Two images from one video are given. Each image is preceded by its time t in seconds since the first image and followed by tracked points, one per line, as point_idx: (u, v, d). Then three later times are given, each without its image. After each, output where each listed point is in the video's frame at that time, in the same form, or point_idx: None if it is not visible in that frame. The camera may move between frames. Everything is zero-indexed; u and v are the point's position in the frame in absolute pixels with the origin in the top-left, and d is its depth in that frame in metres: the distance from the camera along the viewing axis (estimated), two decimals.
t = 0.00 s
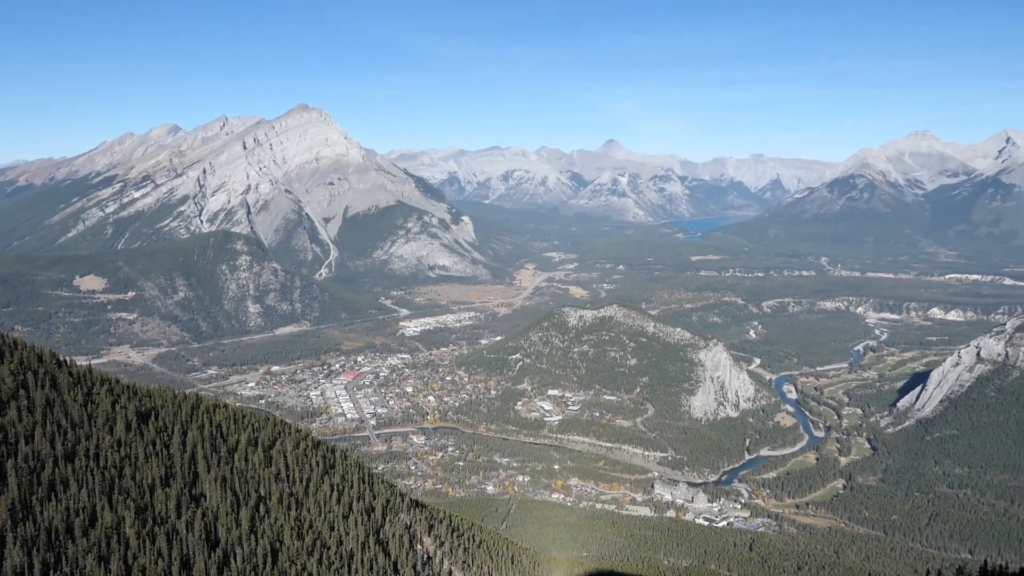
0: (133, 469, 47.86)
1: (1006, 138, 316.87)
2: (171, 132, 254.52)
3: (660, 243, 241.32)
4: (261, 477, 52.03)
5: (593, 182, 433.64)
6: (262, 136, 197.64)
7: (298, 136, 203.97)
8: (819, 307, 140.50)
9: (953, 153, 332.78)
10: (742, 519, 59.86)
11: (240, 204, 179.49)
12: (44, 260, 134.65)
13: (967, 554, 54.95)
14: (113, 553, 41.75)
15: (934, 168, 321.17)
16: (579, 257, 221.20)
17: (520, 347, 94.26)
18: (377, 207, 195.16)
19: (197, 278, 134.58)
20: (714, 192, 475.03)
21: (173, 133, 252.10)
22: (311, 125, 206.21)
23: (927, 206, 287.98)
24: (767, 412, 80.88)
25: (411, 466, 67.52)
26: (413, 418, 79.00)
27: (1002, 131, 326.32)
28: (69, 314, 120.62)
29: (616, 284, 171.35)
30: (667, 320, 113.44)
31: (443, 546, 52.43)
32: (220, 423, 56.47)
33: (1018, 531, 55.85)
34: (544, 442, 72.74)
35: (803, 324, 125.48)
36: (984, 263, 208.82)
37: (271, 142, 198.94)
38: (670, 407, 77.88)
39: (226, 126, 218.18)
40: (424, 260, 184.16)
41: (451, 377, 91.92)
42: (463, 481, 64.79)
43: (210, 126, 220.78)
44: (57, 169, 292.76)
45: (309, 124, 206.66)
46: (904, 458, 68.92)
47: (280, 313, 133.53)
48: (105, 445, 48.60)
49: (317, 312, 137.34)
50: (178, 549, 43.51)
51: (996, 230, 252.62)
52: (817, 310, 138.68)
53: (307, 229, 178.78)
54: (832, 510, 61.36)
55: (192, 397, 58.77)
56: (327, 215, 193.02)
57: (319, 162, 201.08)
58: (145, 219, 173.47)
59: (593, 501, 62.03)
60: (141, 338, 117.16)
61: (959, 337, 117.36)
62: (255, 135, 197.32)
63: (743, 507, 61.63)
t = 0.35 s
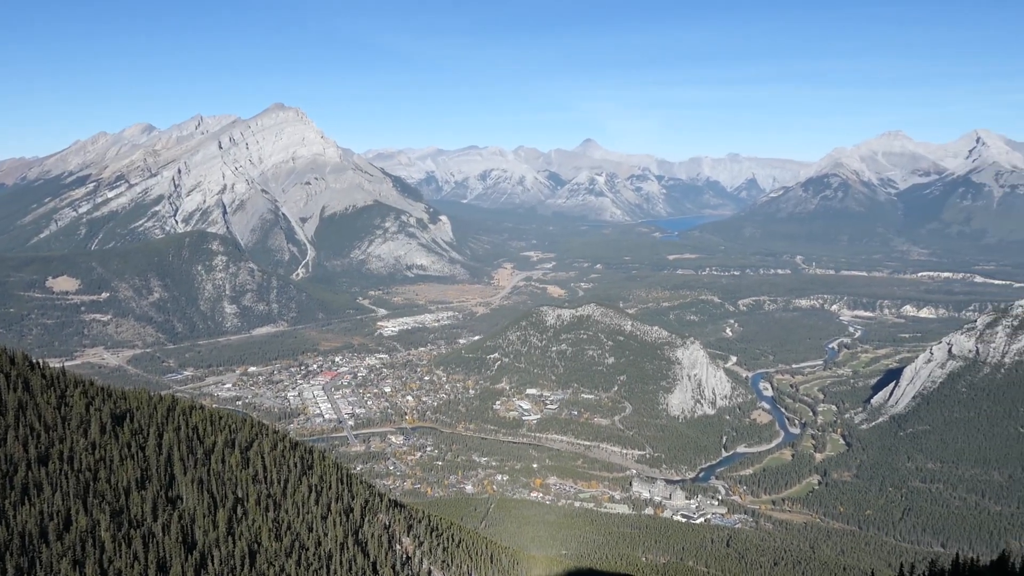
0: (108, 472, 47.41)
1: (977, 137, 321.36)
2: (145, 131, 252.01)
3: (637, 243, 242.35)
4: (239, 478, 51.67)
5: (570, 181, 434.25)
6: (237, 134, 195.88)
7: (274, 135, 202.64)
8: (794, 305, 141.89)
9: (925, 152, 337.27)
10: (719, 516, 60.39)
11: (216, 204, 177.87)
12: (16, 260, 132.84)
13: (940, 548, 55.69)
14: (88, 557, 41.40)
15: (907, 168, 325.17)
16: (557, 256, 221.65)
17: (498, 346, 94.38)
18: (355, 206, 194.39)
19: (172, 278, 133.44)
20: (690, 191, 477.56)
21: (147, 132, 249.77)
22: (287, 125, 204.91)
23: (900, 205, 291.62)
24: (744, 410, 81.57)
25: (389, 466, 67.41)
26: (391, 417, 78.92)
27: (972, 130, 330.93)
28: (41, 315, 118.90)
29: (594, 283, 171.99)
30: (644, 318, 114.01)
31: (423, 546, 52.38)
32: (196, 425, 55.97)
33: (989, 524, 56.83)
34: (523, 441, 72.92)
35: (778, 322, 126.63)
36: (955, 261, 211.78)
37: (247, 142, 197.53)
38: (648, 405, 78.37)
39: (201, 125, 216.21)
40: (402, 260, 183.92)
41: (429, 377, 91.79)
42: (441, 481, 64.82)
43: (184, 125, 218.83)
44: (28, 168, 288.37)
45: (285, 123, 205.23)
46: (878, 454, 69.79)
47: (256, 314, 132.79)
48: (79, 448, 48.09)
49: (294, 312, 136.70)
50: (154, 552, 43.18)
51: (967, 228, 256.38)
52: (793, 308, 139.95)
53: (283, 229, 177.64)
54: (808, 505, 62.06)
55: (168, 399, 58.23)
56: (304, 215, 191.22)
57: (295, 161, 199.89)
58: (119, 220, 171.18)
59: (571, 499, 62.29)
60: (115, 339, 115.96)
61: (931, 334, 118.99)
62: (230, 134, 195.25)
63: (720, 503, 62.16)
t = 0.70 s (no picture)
0: (84, 475, 46.86)
1: (950, 137, 324.96)
2: (121, 130, 249.64)
3: (616, 242, 242.93)
4: (217, 480, 51.17)
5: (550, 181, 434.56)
6: (215, 134, 194.39)
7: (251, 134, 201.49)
8: (772, 304, 142.77)
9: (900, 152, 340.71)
10: (699, 513, 60.68)
11: (193, 204, 176.38)
12: None
13: (916, 543, 56.24)
14: (63, 560, 40.88)
15: (882, 168, 328.33)
16: (537, 256, 221.86)
17: (478, 346, 94.28)
18: (333, 206, 193.73)
19: (149, 279, 132.21)
20: (668, 191, 479.27)
21: (123, 131, 247.49)
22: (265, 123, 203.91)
23: (875, 204, 294.37)
24: (723, 408, 82.04)
25: (369, 467, 67.17)
26: (370, 418, 78.65)
27: (945, 130, 334.59)
28: (14, 316, 117.25)
29: (574, 282, 172.26)
30: (623, 317, 114.30)
31: (403, 546, 52.16)
32: (173, 426, 55.40)
33: (964, 519, 57.45)
34: (503, 441, 72.91)
35: (757, 320, 127.41)
36: (930, 260, 214.00)
37: (223, 141, 195.79)
38: (627, 404, 78.65)
39: (178, 125, 214.27)
40: (381, 260, 183.58)
41: (409, 377, 91.53)
42: (421, 481, 64.69)
43: (161, 125, 216.50)
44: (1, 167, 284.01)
45: (263, 123, 203.93)
46: (855, 451, 70.42)
47: (234, 315, 131.95)
48: (54, 450, 47.48)
49: (273, 313, 136.00)
50: (131, 555, 42.72)
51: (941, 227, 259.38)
52: (771, 307, 140.82)
53: (262, 229, 176.66)
54: (786, 502, 62.48)
55: (145, 400, 57.58)
56: (282, 215, 190.40)
57: (273, 161, 198.86)
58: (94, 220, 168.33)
59: (552, 498, 62.38)
60: (91, 340, 114.70)
61: (906, 331, 120.23)
62: (207, 133, 193.45)
63: (700, 501, 62.45)
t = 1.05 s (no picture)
0: (58, 480, 46.27)
1: (923, 138, 328.83)
2: (95, 130, 246.54)
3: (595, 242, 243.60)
4: (194, 484, 50.65)
5: (528, 181, 434.72)
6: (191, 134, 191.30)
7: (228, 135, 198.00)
8: (749, 304, 143.85)
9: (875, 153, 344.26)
10: (678, 512, 61.03)
11: (169, 204, 174.64)
12: None
13: (891, 540, 56.90)
14: (37, 567, 40.40)
15: (857, 168, 331.65)
16: (515, 256, 222.04)
17: (457, 347, 94.10)
18: (311, 206, 192.86)
19: (123, 281, 130.64)
20: (647, 191, 481.15)
21: (96, 131, 244.53)
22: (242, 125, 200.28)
23: (851, 204, 297.34)
24: (701, 408, 82.57)
25: (348, 469, 66.89)
26: (349, 420, 78.34)
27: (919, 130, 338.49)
28: None
29: (553, 283, 172.56)
30: (603, 318, 114.60)
31: (382, 548, 51.91)
32: (150, 429, 54.69)
33: (938, 515, 58.22)
34: (482, 442, 72.91)
35: (735, 321, 128.29)
36: (904, 260, 216.69)
37: (200, 142, 192.29)
38: (607, 404, 78.93)
39: (152, 125, 211.75)
40: (359, 260, 183.13)
41: (388, 378, 91.20)
42: (401, 482, 64.54)
43: (136, 125, 213.89)
44: None
45: (240, 123, 200.83)
46: (832, 449, 71.13)
47: (211, 317, 130.98)
48: (27, 455, 46.87)
49: (251, 314, 135.16)
50: (106, 560, 42.28)
51: (915, 227, 262.77)
52: (748, 307, 141.89)
53: (239, 230, 175.72)
54: (764, 501, 63.02)
55: (120, 404, 56.84)
56: (260, 215, 189.55)
57: (250, 162, 197.08)
58: (67, 221, 165.90)
59: (532, 498, 62.47)
60: (65, 344, 113.27)
61: (881, 331, 121.66)
62: (184, 133, 189.98)
63: (679, 500, 62.83)
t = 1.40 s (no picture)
0: (29, 484, 45.60)
1: (897, 139, 332.17)
2: (68, 129, 243.89)
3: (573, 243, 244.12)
4: (169, 486, 50.11)
5: (506, 182, 434.72)
6: (166, 134, 189.28)
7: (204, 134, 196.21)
8: (726, 303, 144.78)
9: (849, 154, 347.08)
10: (656, 512, 61.24)
11: (143, 205, 173.04)
12: None
13: (866, 537, 57.43)
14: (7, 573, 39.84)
15: (832, 169, 334.78)
16: (494, 257, 222.04)
17: (435, 347, 93.92)
18: (288, 207, 191.90)
19: (97, 281, 128.99)
20: (625, 192, 482.99)
21: (69, 131, 241.84)
22: (217, 124, 198.41)
23: (826, 205, 300.21)
24: (678, 407, 83.03)
25: (326, 470, 66.59)
26: (327, 421, 78.02)
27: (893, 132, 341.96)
28: None
29: (530, 283, 172.76)
30: (580, 318, 114.88)
31: (360, 550, 51.63)
32: (123, 432, 54.00)
33: (912, 512, 58.87)
34: (461, 443, 72.83)
35: (711, 320, 129.03)
36: (878, 260, 219.07)
37: (175, 141, 190.81)
38: (585, 404, 79.12)
39: (127, 124, 209.67)
40: (337, 262, 183.14)
41: (366, 379, 90.84)
42: (379, 484, 64.32)
43: (109, 125, 211.54)
44: None
45: (215, 122, 199.11)
46: (808, 448, 71.73)
47: (186, 318, 129.93)
48: None
49: (227, 316, 134.31)
50: (79, 565, 41.78)
51: (889, 227, 265.91)
52: (724, 306, 142.82)
53: (214, 231, 174.79)
54: (741, 499, 63.41)
55: (93, 406, 56.04)
56: (236, 216, 187.33)
57: (226, 162, 195.48)
58: (39, 222, 163.63)
59: (510, 499, 62.48)
60: (36, 346, 111.80)
61: (856, 329, 122.91)
62: (158, 132, 188.50)
63: (657, 499, 63.06)
